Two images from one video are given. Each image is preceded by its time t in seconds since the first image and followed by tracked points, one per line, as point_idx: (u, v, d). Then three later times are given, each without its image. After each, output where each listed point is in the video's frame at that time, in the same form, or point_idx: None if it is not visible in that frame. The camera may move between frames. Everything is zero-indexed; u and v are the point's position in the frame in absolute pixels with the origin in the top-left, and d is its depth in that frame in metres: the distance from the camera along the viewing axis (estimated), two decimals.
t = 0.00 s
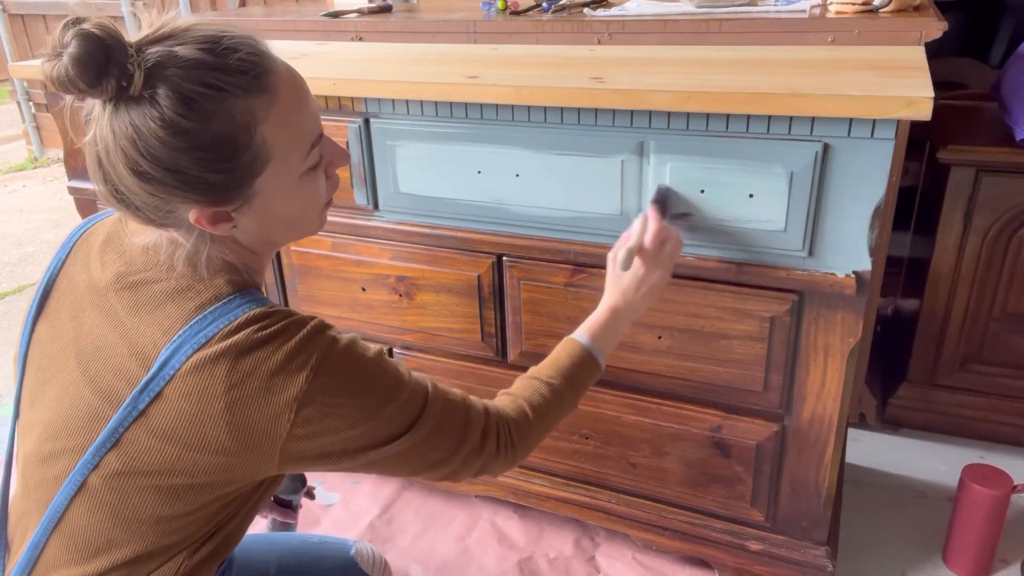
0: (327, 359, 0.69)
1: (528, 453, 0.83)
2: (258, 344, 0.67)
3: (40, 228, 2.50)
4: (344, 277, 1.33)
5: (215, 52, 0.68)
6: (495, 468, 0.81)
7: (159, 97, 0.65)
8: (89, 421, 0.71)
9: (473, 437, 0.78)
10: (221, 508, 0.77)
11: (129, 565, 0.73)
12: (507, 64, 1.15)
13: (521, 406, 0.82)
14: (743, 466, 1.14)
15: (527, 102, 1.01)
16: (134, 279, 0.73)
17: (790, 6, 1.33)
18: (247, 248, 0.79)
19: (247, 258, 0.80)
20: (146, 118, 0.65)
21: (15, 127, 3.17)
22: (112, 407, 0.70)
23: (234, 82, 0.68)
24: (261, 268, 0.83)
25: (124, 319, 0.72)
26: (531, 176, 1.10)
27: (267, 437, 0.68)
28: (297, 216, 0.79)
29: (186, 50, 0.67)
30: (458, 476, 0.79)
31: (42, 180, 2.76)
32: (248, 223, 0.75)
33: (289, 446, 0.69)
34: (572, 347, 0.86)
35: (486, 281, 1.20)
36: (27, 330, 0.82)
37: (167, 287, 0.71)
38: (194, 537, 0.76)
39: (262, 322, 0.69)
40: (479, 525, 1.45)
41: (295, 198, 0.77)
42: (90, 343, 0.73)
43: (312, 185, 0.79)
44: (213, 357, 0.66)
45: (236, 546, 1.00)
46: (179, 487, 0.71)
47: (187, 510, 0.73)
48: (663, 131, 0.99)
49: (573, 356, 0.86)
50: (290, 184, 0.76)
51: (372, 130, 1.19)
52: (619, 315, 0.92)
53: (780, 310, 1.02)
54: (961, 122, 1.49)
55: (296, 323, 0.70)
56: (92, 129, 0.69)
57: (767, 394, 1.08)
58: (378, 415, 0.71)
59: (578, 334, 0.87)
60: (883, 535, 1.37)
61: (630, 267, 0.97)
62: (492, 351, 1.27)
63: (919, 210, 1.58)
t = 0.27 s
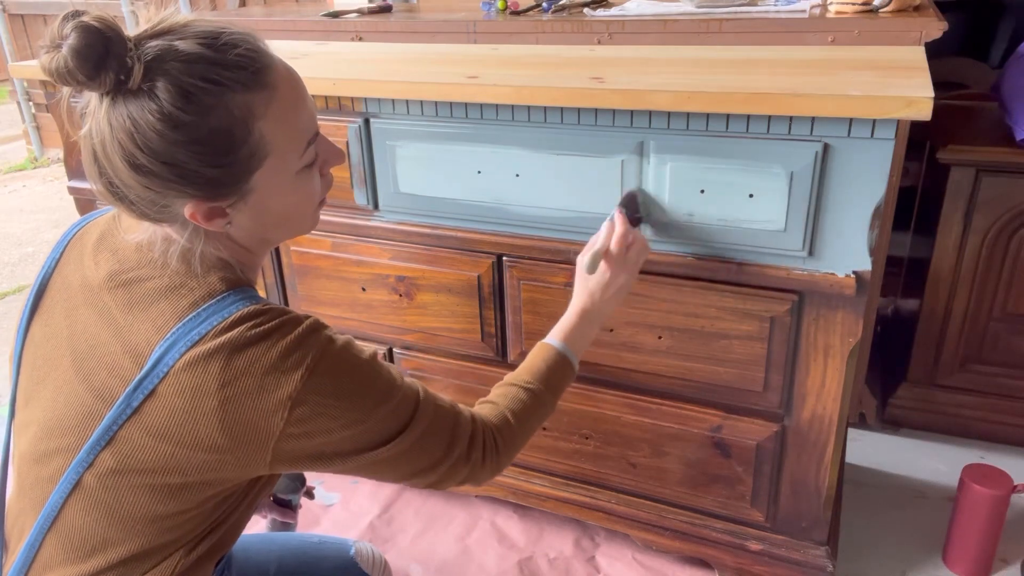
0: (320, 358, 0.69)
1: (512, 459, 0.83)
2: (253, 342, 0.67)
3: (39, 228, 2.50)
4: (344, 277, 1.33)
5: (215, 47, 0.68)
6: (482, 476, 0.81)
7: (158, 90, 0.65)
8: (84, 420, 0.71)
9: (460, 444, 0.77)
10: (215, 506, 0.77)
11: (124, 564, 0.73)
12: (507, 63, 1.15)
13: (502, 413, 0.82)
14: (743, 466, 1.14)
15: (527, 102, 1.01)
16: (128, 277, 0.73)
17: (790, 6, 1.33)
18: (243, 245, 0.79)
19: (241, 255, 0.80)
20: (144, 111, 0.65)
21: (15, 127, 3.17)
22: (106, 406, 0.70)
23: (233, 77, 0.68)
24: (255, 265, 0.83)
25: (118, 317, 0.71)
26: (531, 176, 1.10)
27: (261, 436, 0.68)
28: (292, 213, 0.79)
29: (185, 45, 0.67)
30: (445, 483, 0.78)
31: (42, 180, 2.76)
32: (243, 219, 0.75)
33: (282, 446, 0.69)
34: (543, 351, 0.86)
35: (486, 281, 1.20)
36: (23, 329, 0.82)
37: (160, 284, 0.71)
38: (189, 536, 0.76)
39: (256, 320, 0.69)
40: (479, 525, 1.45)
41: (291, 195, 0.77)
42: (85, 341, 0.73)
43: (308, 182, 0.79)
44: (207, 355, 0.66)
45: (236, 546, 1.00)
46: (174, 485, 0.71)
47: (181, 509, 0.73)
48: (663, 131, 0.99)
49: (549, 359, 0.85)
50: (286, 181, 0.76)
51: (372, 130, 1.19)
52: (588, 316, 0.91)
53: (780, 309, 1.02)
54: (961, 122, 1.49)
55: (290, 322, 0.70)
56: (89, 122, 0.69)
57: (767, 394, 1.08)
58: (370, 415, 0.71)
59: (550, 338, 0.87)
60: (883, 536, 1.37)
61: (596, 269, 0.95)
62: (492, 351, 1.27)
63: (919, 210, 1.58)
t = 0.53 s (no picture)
0: (323, 354, 0.69)
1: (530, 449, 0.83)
2: (256, 339, 0.67)
3: (39, 228, 2.50)
4: (344, 277, 1.33)
5: (218, 46, 0.68)
6: (495, 465, 0.81)
7: (162, 89, 0.65)
8: (87, 419, 0.71)
9: (470, 434, 0.77)
10: (219, 505, 0.77)
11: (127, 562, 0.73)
12: (507, 64, 1.15)
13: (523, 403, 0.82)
14: (743, 466, 1.14)
15: (527, 102, 1.01)
16: (130, 277, 0.73)
17: (791, 6, 1.33)
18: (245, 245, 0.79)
19: (246, 254, 0.80)
20: (148, 109, 0.65)
21: (15, 127, 3.18)
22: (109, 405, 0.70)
23: (236, 75, 0.68)
24: (258, 264, 0.83)
25: (121, 316, 0.71)
26: (531, 176, 1.10)
27: (264, 433, 0.68)
28: (295, 212, 0.79)
29: (189, 44, 0.67)
30: (457, 472, 0.78)
31: (42, 180, 2.76)
32: (246, 219, 0.75)
33: (285, 444, 0.69)
34: (574, 345, 0.86)
35: (486, 280, 1.20)
36: (26, 329, 0.82)
37: (163, 283, 0.71)
38: (191, 535, 0.76)
39: (259, 318, 0.69)
40: (479, 525, 1.45)
41: (294, 193, 0.77)
42: (88, 340, 0.73)
43: (310, 180, 0.79)
44: (209, 352, 0.66)
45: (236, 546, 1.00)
46: (176, 483, 0.71)
47: (184, 508, 0.73)
48: (663, 131, 0.99)
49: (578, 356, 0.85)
50: (289, 179, 0.76)
51: (372, 130, 1.19)
52: (623, 317, 0.90)
53: (780, 309, 1.02)
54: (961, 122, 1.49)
55: (292, 320, 0.70)
56: (93, 121, 0.69)
57: (767, 393, 1.08)
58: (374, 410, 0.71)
59: (583, 334, 0.87)
60: (882, 536, 1.37)
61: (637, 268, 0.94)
62: (492, 351, 1.27)
63: (919, 210, 1.58)
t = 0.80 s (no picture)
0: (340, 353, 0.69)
1: (575, 433, 0.79)
2: (272, 339, 0.67)
3: (40, 228, 2.50)
4: (344, 277, 1.33)
5: (229, 51, 0.68)
6: (533, 445, 0.77)
7: (174, 96, 0.65)
8: (102, 420, 0.71)
9: (499, 416, 0.75)
10: (232, 507, 0.77)
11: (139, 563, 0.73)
12: (507, 64, 1.15)
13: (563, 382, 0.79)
14: (743, 466, 1.14)
15: (528, 102, 1.01)
16: (148, 279, 0.73)
17: (791, 6, 1.33)
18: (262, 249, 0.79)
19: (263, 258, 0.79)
20: (161, 117, 0.65)
21: (15, 127, 3.17)
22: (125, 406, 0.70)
23: (247, 81, 0.67)
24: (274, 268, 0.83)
25: (138, 318, 0.72)
26: (531, 176, 1.10)
27: (280, 433, 0.68)
28: (309, 215, 0.79)
29: (199, 50, 0.67)
30: (490, 450, 0.76)
31: (42, 180, 2.76)
32: (260, 222, 0.75)
33: (302, 444, 0.69)
34: (635, 332, 0.81)
35: (486, 281, 1.20)
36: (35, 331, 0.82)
37: (182, 286, 0.71)
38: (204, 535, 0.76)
39: (275, 319, 0.69)
40: (479, 525, 1.45)
41: (307, 196, 0.77)
42: (104, 342, 0.73)
43: (323, 183, 0.79)
44: (227, 353, 0.66)
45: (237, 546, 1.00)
46: (192, 484, 0.71)
47: (198, 508, 0.73)
48: (663, 131, 0.99)
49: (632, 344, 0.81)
50: (302, 182, 0.76)
51: (372, 130, 1.19)
52: (690, 311, 0.85)
53: (780, 310, 1.02)
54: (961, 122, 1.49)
55: (307, 320, 0.70)
56: (107, 129, 0.69)
57: (767, 394, 1.08)
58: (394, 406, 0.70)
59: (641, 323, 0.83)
60: (882, 535, 1.37)
61: (711, 258, 0.90)
62: (492, 351, 1.27)
63: (919, 210, 1.58)
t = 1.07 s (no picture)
0: (341, 356, 0.69)
1: (563, 434, 0.81)
2: (273, 342, 0.67)
3: (39, 228, 2.50)
4: (344, 277, 1.33)
5: (226, 53, 0.68)
6: (526, 448, 0.79)
7: (171, 99, 0.65)
8: (102, 422, 0.71)
9: (496, 419, 0.76)
10: (232, 508, 0.77)
11: (140, 564, 0.73)
12: (508, 64, 1.15)
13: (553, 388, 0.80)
14: (743, 466, 1.14)
15: (528, 102, 1.01)
16: (147, 280, 0.73)
17: (791, 6, 1.33)
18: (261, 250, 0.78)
19: (261, 260, 0.79)
20: (158, 120, 0.65)
21: (15, 127, 3.17)
22: (125, 408, 0.70)
23: (244, 83, 0.67)
24: (274, 269, 0.83)
25: (138, 320, 0.72)
26: (531, 176, 1.10)
27: (281, 437, 0.68)
28: (308, 215, 0.79)
29: (195, 52, 0.66)
30: (487, 457, 0.77)
31: (42, 180, 2.76)
32: (260, 225, 0.75)
33: (302, 447, 0.69)
34: (613, 333, 0.84)
35: (486, 281, 1.20)
36: (34, 332, 0.82)
37: (181, 287, 0.71)
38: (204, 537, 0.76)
39: (276, 322, 0.69)
40: (479, 525, 1.45)
41: (307, 197, 0.77)
42: (104, 343, 0.73)
43: (323, 183, 0.79)
44: (228, 357, 0.66)
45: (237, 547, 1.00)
46: (192, 487, 0.71)
47: (198, 511, 0.73)
48: (663, 131, 0.99)
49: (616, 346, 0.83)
50: (302, 182, 0.76)
51: (372, 130, 1.19)
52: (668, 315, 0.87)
53: (780, 310, 1.02)
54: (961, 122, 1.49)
55: (308, 322, 0.70)
56: (104, 132, 0.69)
57: (767, 394, 1.08)
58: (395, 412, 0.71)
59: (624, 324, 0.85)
60: (882, 535, 1.37)
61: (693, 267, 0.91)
62: (492, 351, 1.27)
63: (919, 210, 1.58)
